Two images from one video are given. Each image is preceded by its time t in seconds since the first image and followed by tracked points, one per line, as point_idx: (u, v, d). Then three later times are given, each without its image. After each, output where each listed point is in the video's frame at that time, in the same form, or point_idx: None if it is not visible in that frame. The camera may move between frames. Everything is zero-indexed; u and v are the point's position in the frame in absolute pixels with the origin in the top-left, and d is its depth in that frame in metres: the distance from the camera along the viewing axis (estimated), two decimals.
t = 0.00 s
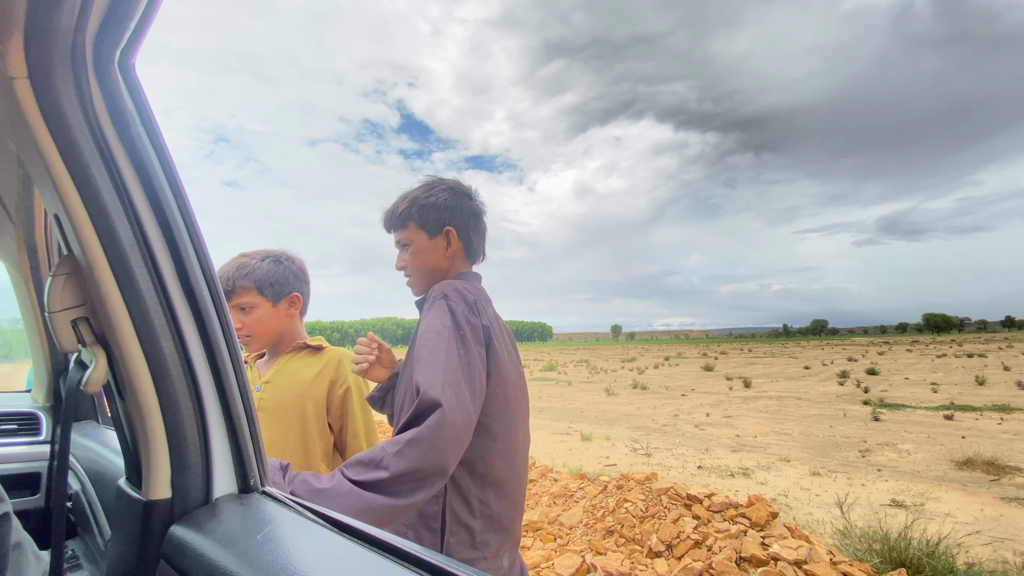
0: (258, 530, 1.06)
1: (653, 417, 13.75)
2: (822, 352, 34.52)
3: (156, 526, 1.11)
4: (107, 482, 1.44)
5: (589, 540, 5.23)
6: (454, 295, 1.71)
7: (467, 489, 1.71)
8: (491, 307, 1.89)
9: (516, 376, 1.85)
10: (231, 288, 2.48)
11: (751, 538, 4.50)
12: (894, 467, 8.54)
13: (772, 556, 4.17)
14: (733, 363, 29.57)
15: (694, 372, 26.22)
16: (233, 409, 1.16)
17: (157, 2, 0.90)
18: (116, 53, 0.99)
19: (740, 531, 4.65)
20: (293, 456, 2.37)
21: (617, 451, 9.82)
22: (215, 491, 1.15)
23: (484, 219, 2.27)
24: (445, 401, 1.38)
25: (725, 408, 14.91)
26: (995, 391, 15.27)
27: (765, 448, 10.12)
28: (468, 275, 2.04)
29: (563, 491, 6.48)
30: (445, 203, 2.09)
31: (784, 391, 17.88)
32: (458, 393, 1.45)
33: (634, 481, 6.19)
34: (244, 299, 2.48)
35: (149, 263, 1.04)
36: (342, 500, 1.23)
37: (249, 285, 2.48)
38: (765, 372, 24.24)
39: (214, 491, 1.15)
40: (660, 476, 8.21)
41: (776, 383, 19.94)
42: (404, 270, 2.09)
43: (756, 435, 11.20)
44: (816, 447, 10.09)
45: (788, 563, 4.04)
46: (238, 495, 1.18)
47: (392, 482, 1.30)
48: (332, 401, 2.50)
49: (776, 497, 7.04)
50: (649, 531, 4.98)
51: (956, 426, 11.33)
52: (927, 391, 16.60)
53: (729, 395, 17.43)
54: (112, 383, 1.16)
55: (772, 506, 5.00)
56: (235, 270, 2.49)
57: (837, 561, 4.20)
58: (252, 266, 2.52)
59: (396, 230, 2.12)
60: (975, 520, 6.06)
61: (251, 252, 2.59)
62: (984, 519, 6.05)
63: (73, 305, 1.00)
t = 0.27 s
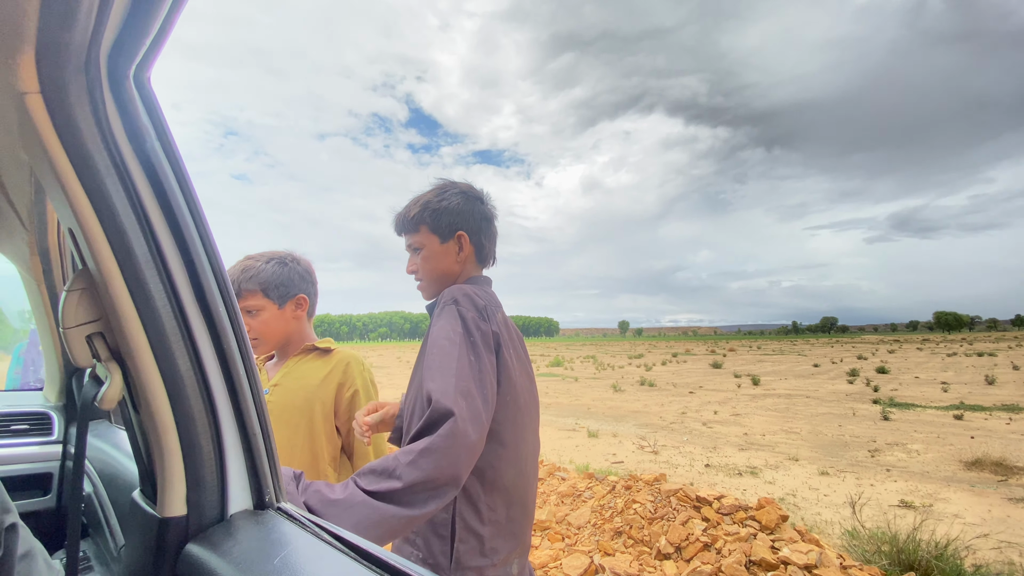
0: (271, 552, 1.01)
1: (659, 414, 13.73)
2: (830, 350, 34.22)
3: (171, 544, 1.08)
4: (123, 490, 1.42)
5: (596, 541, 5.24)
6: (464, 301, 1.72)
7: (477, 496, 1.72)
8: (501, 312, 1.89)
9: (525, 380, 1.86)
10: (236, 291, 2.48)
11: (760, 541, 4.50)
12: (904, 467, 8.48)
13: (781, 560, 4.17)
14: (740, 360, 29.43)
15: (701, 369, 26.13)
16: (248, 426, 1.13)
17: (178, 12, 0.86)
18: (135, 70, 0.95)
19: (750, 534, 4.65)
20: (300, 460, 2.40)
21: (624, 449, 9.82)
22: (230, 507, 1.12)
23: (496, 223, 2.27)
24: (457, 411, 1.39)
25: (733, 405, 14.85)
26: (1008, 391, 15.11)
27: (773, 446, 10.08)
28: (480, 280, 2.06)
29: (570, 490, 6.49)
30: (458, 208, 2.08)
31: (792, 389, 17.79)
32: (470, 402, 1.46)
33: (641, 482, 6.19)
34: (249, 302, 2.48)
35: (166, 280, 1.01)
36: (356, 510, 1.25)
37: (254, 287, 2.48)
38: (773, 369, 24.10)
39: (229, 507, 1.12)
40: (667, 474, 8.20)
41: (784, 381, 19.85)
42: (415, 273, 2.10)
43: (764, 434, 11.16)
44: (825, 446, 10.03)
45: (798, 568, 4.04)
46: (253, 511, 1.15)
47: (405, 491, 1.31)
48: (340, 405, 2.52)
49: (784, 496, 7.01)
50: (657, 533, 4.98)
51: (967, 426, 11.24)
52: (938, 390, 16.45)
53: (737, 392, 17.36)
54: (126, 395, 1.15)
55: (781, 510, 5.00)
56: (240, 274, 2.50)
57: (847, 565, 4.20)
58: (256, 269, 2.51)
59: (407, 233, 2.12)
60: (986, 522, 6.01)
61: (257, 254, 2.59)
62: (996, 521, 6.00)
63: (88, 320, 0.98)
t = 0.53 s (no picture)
0: None
1: (663, 409, 13.71)
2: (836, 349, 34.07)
3: None
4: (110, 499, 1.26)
5: (599, 544, 5.24)
6: (469, 309, 1.69)
7: (480, 515, 1.69)
8: (508, 320, 1.87)
9: (531, 393, 1.84)
10: (231, 289, 2.43)
11: (768, 553, 4.51)
12: (911, 471, 8.43)
13: (789, 571, 4.18)
14: (745, 356, 29.38)
15: (706, 364, 26.08)
16: (234, 458, 0.98)
17: None
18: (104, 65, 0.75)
19: (757, 545, 4.68)
20: (296, 463, 2.40)
21: (626, 444, 9.81)
22: (212, 546, 0.97)
23: (505, 226, 2.25)
24: (462, 431, 1.36)
25: (737, 403, 14.82)
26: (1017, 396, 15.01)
27: (777, 446, 10.05)
28: (487, 285, 2.04)
29: (573, 490, 6.48)
30: (468, 209, 2.05)
31: (798, 387, 17.73)
32: (474, 421, 1.43)
33: (646, 485, 6.18)
34: (245, 301, 2.44)
35: (143, 300, 0.85)
36: (351, 540, 1.19)
37: (250, 286, 2.44)
38: (777, 366, 24.04)
39: (211, 547, 0.96)
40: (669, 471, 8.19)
41: (789, 379, 19.79)
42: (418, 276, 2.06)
43: (769, 433, 11.12)
44: (830, 447, 9.99)
45: None
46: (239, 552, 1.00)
47: (405, 518, 1.27)
48: (337, 408, 2.51)
49: (788, 498, 6.99)
50: (661, 540, 4.98)
51: (974, 431, 11.17)
52: (945, 393, 16.36)
53: (741, 389, 17.33)
54: (101, 415, 1.00)
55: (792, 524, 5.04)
56: (235, 272, 2.45)
57: None
58: (252, 267, 2.47)
59: (413, 233, 2.07)
60: (995, 532, 5.97)
61: (251, 251, 2.54)
62: (1005, 531, 5.96)
63: (59, 342, 0.83)
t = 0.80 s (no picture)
0: None
1: (670, 402, 13.70)
2: (850, 348, 33.72)
3: None
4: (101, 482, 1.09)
5: (601, 544, 5.25)
6: (473, 316, 1.67)
7: (479, 531, 1.66)
8: (515, 326, 1.86)
9: (536, 404, 1.82)
10: (233, 280, 2.45)
11: (776, 565, 4.56)
12: (921, 477, 8.36)
13: None
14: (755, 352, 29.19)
15: (715, 358, 25.97)
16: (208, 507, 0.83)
17: None
18: (51, 41, 0.62)
19: (763, 555, 4.71)
20: (294, 458, 2.42)
21: (632, 436, 9.82)
22: None
23: (515, 225, 2.24)
24: (460, 451, 1.33)
25: (745, 399, 14.76)
26: None
27: (785, 445, 10.01)
28: (494, 287, 2.03)
29: (577, 488, 6.50)
30: (479, 207, 2.03)
31: (808, 386, 17.60)
32: (474, 438, 1.40)
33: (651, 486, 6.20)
34: (248, 292, 2.45)
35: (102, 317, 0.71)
36: (341, 565, 1.16)
37: (253, 277, 2.45)
38: (788, 364, 23.86)
39: None
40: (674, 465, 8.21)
41: (800, 378, 19.64)
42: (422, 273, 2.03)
43: (777, 432, 11.06)
44: (839, 449, 9.93)
45: None
46: None
47: (398, 542, 1.23)
48: (338, 404, 2.52)
49: (794, 500, 6.98)
50: (665, 544, 5.00)
51: (988, 439, 11.03)
52: (960, 398, 16.15)
53: (750, 385, 17.25)
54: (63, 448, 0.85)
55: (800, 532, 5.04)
56: (237, 262, 2.46)
57: None
58: (255, 257, 2.48)
59: (419, 229, 2.04)
60: (1006, 544, 5.91)
61: (253, 240, 2.55)
62: (1016, 544, 5.89)
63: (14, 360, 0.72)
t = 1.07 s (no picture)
0: None
1: (718, 411, 13.28)
2: (919, 358, 31.64)
3: None
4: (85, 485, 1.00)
5: (640, 564, 5.14)
6: (501, 338, 1.67)
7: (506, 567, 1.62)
8: (546, 347, 1.84)
9: (566, 431, 1.78)
10: (277, 290, 2.54)
11: None
12: (996, 503, 7.74)
13: None
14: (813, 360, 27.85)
15: (769, 366, 24.96)
16: (185, 497, 0.91)
17: None
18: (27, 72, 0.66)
19: None
20: (331, 467, 2.47)
21: (677, 446, 9.56)
22: None
23: (550, 239, 2.22)
24: (483, 488, 1.29)
25: (801, 410, 14.10)
26: None
27: (843, 462, 9.50)
28: (525, 305, 2.03)
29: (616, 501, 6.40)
30: (514, 221, 2.01)
31: (870, 398, 16.64)
32: (498, 471, 1.37)
33: (694, 505, 6.03)
34: (291, 302, 2.54)
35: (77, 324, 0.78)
36: None
37: (296, 287, 2.53)
38: (849, 374, 22.65)
39: None
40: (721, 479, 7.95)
41: (861, 389, 18.60)
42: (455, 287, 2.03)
43: (834, 447, 10.51)
44: (903, 468, 9.33)
45: None
46: None
47: None
48: (375, 415, 2.57)
49: (851, 522, 6.61)
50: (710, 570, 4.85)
51: None
52: None
53: (806, 395, 16.48)
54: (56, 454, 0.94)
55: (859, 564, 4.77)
56: (281, 272, 2.55)
57: None
58: (297, 268, 2.56)
59: (453, 242, 2.03)
60: None
61: (296, 251, 2.64)
62: None
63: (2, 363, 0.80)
